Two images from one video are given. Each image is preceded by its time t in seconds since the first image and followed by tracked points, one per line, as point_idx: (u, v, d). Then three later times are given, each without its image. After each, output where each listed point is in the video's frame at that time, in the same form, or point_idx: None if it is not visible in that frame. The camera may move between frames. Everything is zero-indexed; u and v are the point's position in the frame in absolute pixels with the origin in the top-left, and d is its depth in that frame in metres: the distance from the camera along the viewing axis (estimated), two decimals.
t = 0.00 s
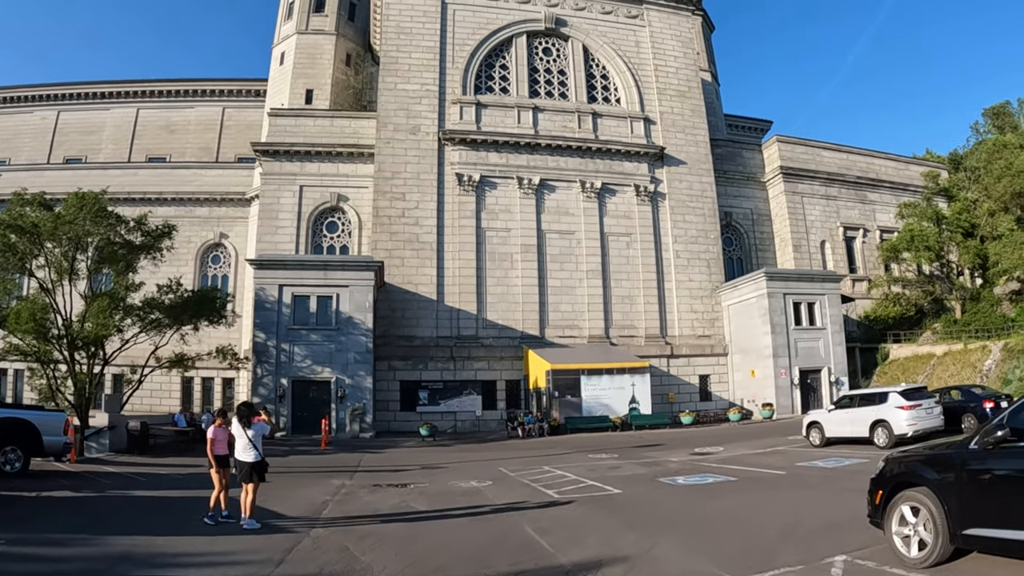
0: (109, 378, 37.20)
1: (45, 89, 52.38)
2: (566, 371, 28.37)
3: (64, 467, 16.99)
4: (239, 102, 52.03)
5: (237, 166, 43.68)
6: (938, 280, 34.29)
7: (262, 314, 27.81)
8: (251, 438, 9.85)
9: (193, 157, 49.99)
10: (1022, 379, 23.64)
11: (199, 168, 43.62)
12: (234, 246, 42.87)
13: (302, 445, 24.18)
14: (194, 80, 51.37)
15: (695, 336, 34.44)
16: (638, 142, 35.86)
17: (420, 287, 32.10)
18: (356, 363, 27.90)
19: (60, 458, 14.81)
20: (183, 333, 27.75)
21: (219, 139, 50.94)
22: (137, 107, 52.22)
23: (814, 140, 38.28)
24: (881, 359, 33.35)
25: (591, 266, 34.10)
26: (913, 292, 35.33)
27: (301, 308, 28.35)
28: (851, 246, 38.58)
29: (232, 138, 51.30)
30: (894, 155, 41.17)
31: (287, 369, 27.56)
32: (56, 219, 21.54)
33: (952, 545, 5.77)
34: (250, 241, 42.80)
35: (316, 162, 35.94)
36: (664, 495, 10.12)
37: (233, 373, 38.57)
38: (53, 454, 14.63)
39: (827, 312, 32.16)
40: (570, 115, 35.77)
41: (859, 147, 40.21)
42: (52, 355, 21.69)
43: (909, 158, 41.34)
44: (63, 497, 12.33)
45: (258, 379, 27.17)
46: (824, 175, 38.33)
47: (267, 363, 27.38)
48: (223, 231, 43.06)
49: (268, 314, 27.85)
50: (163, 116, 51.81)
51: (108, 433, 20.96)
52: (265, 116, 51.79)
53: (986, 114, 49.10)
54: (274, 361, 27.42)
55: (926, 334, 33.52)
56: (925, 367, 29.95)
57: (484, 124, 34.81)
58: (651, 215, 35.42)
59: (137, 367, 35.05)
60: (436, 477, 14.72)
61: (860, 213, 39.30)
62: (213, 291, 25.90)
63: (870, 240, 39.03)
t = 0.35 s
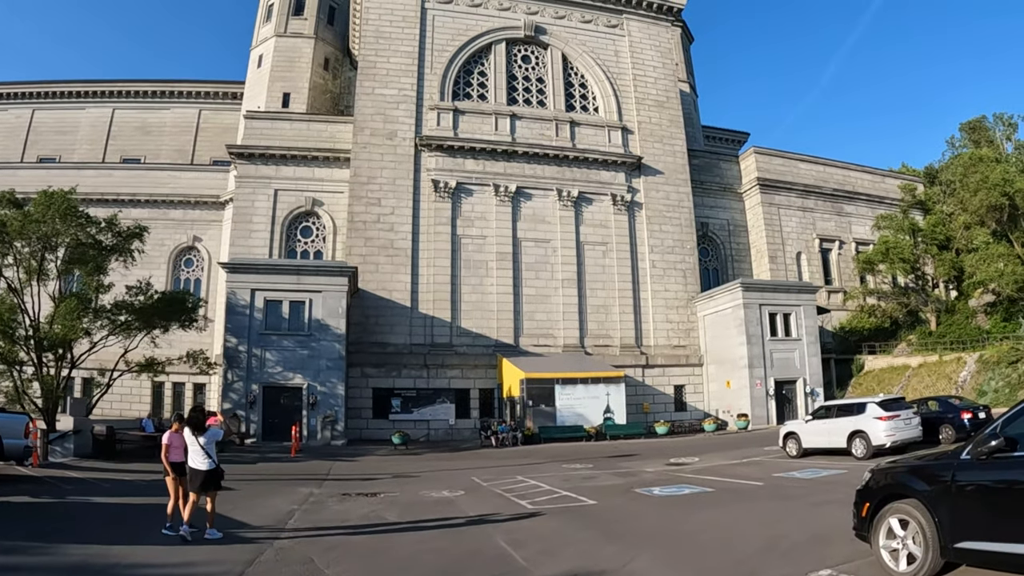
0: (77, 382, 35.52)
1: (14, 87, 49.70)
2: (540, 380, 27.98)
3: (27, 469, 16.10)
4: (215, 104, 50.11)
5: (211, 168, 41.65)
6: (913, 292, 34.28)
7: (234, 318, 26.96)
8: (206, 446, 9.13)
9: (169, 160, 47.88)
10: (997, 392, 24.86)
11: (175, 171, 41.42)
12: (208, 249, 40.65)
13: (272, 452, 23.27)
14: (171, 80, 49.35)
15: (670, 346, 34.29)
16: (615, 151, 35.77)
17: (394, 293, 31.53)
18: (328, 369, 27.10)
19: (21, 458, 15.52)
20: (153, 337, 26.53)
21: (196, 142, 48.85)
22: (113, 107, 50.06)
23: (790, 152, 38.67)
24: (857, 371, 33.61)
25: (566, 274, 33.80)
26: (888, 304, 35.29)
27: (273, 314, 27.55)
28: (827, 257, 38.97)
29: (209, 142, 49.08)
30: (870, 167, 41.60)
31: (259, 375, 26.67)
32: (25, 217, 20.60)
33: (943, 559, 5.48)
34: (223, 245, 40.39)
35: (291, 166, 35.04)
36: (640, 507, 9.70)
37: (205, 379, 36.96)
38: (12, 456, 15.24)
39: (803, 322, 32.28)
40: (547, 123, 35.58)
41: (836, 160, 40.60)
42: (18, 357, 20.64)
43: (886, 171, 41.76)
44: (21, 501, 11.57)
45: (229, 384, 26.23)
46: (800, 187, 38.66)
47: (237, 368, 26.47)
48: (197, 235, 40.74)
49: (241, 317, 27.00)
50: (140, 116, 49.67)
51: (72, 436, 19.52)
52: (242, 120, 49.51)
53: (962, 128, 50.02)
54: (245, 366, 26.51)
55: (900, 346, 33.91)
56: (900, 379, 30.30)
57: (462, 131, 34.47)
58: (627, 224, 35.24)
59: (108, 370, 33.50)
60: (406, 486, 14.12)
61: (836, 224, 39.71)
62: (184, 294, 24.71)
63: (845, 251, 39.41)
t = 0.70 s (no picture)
0: (38, 384, 33.42)
1: None
2: (509, 387, 27.51)
3: None
4: (185, 103, 47.64)
5: (180, 168, 39.18)
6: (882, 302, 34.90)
7: (198, 321, 25.80)
8: (147, 454, 8.27)
9: (135, 160, 45.38)
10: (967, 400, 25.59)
11: (143, 171, 38.99)
12: (174, 250, 38.22)
13: (236, 458, 22.20)
14: (142, 78, 46.92)
15: (639, 354, 34.20)
16: (587, 157, 35.65)
17: (362, 297, 30.81)
18: (294, 374, 26.11)
19: None
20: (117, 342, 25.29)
21: (164, 141, 46.38)
22: (83, 104, 46.94)
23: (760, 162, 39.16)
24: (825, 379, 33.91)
25: (536, 280, 33.42)
26: (858, 313, 36.65)
27: (239, 317, 26.46)
28: (796, 267, 39.54)
29: (178, 142, 46.60)
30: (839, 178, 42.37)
31: (223, 380, 25.62)
32: None
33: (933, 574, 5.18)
34: (192, 248, 38.03)
35: (260, 167, 33.81)
36: (613, 517, 9.29)
37: (169, 382, 35.23)
38: None
39: (772, 331, 32.57)
40: (519, 128, 35.26)
41: (806, 170, 41.23)
42: None
43: (854, 182, 42.51)
44: None
45: (192, 388, 25.15)
46: (770, 197, 39.14)
47: (202, 372, 25.41)
48: (162, 236, 38.34)
49: (205, 321, 25.84)
50: (109, 115, 46.89)
51: (30, 440, 18.24)
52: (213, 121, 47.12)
53: (932, 140, 51.45)
54: (210, 370, 25.46)
55: (869, 355, 34.66)
56: (869, 387, 30.82)
57: (433, 134, 33.93)
58: (598, 231, 35.07)
59: (69, 372, 31.68)
60: (371, 495, 13.46)
61: (806, 234, 40.33)
62: (149, 296, 23.48)
63: (814, 261, 40.06)
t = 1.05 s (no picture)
0: (12, 385, 31.88)
1: None
2: (487, 391, 27.19)
3: None
4: (162, 103, 46.11)
5: (157, 167, 37.83)
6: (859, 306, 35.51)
7: (174, 323, 25.07)
8: (112, 457, 7.76)
9: (110, 159, 43.89)
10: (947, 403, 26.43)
11: (118, 169, 37.69)
12: (151, 251, 36.93)
13: (209, 462, 21.46)
14: (121, 76, 45.37)
15: (619, 358, 34.12)
16: (567, 161, 35.60)
17: (339, 300, 30.24)
18: (270, 377, 25.39)
19: None
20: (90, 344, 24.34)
21: (141, 141, 44.92)
22: (59, 103, 45.36)
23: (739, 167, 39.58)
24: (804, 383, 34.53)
25: (515, 284, 33.18)
26: (836, 317, 36.85)
27: (215, 318, 25.68)
28: (775, 272, 40.01)
29: (154, 141, 45.17)
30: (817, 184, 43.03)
31: (199, 382, 24.88)
32: None
33: None
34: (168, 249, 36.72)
35: (238, 168, 32.93)
36: (598, 522, 9.05)
37: (144, 385, 34.06)
38: None
39: (751, 335, 32.80)
40: (498, 131, 35.04)
41: (784, 176, 41.79)
42: None
43: (831, 188, 43.26)
44: None
45: (167, 391, 24.37)
46: (749, 202, 39.56)
47: (177, 375, 24.63)
48: (139, 236, 37.04)
49: (180, 322, 25.11)
50: (85, 113, 45.34)
51: None
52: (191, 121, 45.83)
53: (911, 147, 52.61)
54: (185, 373, 24.70)
55: (847, 360, 35.22)
56: (848, 392, 31.35)
57: (413, 136, 33.54)
58: (577, 234, 35.02)
59: (40, 373, 30.38)
60: (348, 500, 13.02)
61: (785, 239, 40.84)
62: (125, 296, 22.68)
63: (793, 266, 40.60)
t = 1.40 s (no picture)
0: None
1: None
2: (480, 395, 27.04)
3: None
4: (152, 103, 45.64)
5: (148, 168, 37.35)
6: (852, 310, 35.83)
7: (163, 324, 24.70)
8: (95, 462, 7.54)
9: (100, 159, 43.30)
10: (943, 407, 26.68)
11: (107, 169, 37.17)
12: (140, 252, 36.40)
13: (199, 466, 21.13)
14: (114, 76, 44.82)
15: (612, 361, 34.03)
16: (560, 163, 35.53)
17: (330, 302, 29.98)
18: (260, 379, 25.07)
19: None
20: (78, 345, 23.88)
21: (131, 141, 44.34)
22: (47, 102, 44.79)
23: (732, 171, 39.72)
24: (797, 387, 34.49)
25: (507, 286, 33.05)
26: (828, 321, 37.20)
27: (205, 320, 25.35)
28: (768, 275, 40.12)
29: (143, 141, 44.62)
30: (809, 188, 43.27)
31: (188, 385, 24.53)
32: None
33: None
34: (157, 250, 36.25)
35: (228, 168, 32.60)
36: (596, 529, 8.89)
37: (133, 387, 33.57)
38: None
39: (744, 338, 32.86)
40: (491, 133, 34.93)
41: (777, 180, 41.99)
42: None
43: (824, 192, 43.50)
44: None
45: (156, 394, 24.01)
46: (741, 206, 39.69)
47: (166, 377, 24.27)
48: (128, 237, 36.53)
49: (169, 324, 24.77)
50: (72, 112, 44.76)
51: None
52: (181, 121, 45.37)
53: (904, 151, 53.08)
54: (175, 375, 24.34)
55: (840, 363, 35.38)
56: (841, 395, 31.48)
57: (405, 137, 33.34)
58: (570, 237, 34.95)
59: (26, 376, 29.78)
60: (340, 505, 12.79)
61: (778, 243, 40.99)
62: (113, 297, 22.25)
63: (786, 270, 40.74)
